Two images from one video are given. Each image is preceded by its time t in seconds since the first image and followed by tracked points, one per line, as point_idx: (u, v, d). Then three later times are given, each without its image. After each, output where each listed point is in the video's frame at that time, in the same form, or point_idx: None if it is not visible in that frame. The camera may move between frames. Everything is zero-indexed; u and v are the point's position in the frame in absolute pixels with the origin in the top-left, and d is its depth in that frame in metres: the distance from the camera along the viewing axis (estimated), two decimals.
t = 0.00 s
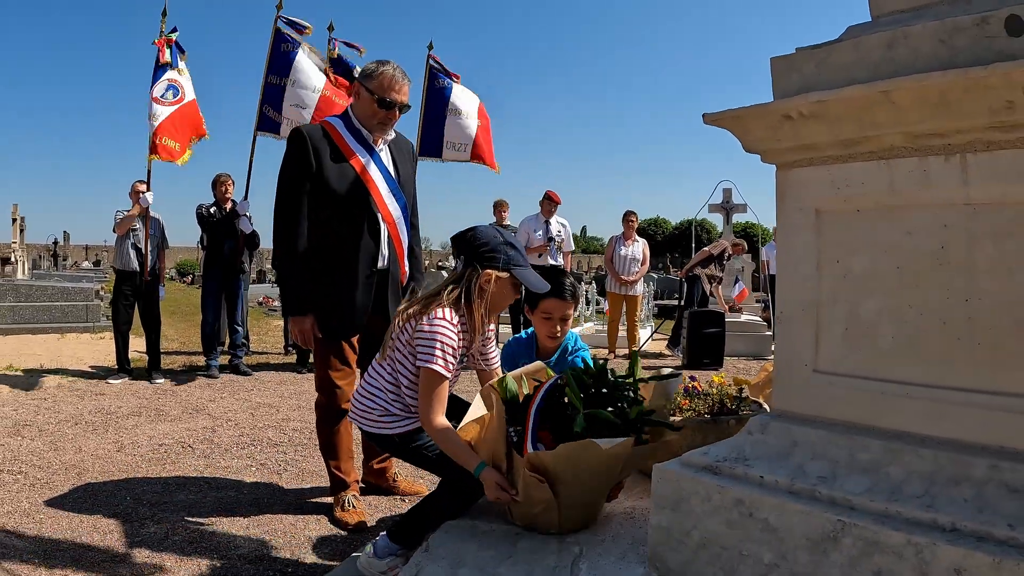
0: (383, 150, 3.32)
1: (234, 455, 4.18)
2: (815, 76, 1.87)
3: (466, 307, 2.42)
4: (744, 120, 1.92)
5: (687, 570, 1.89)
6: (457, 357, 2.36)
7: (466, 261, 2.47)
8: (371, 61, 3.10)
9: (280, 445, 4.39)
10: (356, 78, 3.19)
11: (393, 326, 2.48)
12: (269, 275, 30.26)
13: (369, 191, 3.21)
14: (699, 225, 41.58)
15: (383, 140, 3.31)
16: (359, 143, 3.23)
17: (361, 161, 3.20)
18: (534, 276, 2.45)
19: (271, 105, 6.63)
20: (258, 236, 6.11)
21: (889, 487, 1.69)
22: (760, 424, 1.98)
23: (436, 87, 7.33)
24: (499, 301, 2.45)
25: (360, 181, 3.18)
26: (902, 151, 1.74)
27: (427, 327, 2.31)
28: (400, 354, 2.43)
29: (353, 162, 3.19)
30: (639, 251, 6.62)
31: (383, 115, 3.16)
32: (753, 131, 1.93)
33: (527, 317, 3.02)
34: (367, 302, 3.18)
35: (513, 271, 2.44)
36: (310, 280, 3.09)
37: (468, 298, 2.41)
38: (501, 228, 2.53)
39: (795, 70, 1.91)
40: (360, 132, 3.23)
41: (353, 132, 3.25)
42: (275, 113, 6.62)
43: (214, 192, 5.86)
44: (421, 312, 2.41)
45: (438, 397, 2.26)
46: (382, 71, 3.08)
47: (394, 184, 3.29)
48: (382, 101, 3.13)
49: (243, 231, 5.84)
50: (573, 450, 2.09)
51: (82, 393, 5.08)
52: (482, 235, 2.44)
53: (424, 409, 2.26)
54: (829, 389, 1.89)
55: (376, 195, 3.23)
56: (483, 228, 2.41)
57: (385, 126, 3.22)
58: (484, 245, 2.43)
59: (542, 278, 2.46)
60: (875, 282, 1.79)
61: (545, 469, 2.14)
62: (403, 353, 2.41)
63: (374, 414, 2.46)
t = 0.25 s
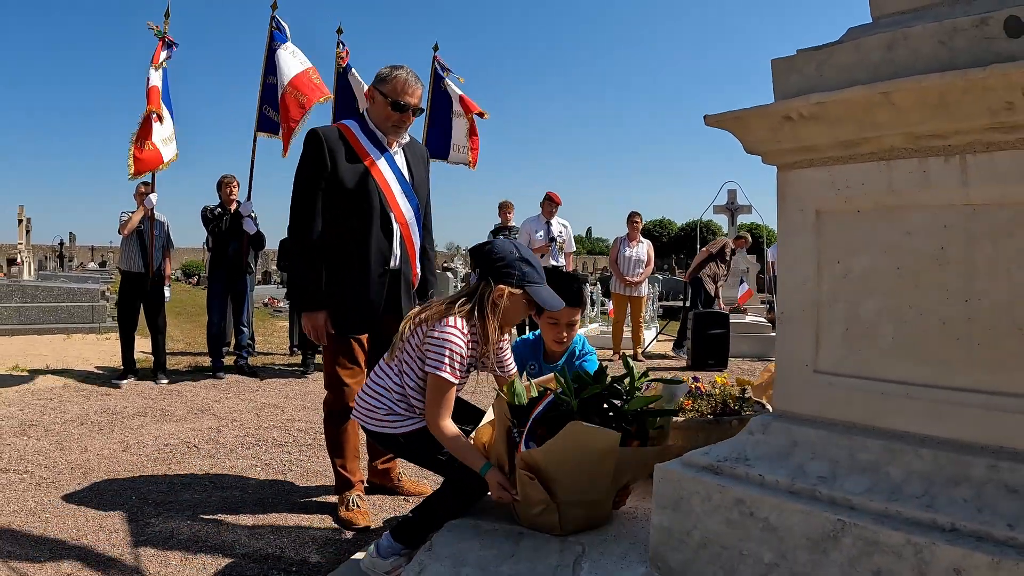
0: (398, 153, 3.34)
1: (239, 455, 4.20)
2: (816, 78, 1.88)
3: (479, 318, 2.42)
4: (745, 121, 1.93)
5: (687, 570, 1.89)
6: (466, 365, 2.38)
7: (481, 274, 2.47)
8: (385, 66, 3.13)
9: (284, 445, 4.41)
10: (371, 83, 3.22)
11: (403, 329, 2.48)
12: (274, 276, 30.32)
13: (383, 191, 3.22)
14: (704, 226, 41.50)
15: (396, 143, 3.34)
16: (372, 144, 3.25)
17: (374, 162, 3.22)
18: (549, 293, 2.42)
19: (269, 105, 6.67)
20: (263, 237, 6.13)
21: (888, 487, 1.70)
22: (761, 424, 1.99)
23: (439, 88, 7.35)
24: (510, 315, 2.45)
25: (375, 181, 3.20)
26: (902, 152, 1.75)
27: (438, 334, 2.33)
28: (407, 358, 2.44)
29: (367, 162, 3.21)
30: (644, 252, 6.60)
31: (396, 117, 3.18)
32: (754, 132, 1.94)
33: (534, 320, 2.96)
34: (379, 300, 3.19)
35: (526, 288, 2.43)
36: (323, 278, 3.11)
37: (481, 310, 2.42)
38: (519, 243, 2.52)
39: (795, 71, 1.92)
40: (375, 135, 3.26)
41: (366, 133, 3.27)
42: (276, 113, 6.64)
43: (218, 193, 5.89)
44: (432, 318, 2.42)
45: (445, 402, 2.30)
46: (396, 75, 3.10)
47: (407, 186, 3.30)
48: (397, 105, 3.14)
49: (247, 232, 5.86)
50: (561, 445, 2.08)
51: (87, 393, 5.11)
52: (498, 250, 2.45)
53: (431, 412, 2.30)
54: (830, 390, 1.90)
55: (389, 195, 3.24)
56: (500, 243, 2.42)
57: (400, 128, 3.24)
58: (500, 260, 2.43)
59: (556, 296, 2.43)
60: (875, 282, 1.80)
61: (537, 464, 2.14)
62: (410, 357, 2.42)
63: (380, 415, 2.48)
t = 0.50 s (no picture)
0: (414, 158, 3.36)
1: (243, 456, 4.21)
2: (818, 79, 1.88)
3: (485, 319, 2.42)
4: (748, 123, 1.94)
5: (690, 572, 1.89)
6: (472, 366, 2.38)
7: (489, 276, 2.46)
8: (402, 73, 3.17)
9: (289, 447, 4.42)
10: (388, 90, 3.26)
11: (410, 329, 2.49)
12: (280, 278, 30.42)
13: (397, 193, 3.23)
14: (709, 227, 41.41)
15: (413, 148, 3.36)
16: (388, 147, 3.27)
17: (390, 165, 3.24)
18: (555, 297, 2.41)
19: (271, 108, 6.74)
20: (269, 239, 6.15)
21: (890, 489, 1.70)
22: (763, 425, 2.00)
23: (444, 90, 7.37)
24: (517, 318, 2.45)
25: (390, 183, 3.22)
26: (904, 154, 1.75)
27: (445, 334, 2.34)
28: (413, 358, 2.45)
29: (382, 164, 3.23)
30: (650, 253, 6.56)
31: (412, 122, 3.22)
32: (757, 134, 1.94)
33: (542, 322, 2.97)
34: (389, 299, 3.22)
35: (533, 291, 2.42)
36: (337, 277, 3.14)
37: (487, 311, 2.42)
38: (528, 246, 2.50)
39: (798, 73, 1.92)
40: (391, 139, 3.28)
41: (382, 135, 3.29)
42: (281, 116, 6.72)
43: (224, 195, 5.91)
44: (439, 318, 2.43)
45: (451, 402, 2.30)
46: (410, 81, 3.15)
47: (422, 189, 3.31)
48: (411, 110, 3.19)
49: (253, 233, 5.87)
50: (561, 449, 2.09)
51: (93, 394, 5.13)
52: (507, 252, 2.44)
53: (437, 413, 2.30)
54: (832, 391, 1.90)
55: (403, 198, 3.26)
56: (508, 245, 2.40)
57: (414, 134, 3.29)
58: (507, 262, 2.42)
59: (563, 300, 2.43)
60: (877, 284, 1.80)
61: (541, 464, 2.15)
62: (416, 357, 2.44)
63: (385, 416, 2.48)
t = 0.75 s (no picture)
0: (423, 160, 3.36)
1: (248, 456, 4.22)
2: (821, 80, 1.88)
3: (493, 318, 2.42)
4: (751, 125, 1.94)
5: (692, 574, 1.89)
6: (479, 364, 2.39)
7: (499, 277, 2.46)
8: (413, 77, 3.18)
9: (294, 447, 4.43)
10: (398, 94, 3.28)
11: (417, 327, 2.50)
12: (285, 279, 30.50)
13: (407, 194, 3.24)
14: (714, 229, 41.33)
15: (423, 151, 3.36)
16: (398, 148, 3.28)
17: (400, 166, 3.25)
18: (563, 299, 2.47)
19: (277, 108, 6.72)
20: (274, 240, 6.17)
21: (893, 491, 1.70)
22: (766, 427, 2.00)
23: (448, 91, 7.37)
24: (525, 319, 2.45)
25: (399, 183, 3.23)
26: (907, 155, 1.75)
27: (454, 331, 2.34)
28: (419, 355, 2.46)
29: (392, 165, 3.24)
30: (654, 255, 6.55)
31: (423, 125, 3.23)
32: (760, 136, 1.94)
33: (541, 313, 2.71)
34: (397, 298, 3.23)
35: (543, 292, 2.44)
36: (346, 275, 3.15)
37: (496, 310, 2.42)
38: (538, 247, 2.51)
39: (801, 74, 1.92)
40: (402, 141, 3.29)
41: (393, 137, 3.30)
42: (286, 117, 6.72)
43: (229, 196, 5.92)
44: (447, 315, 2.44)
45: (457, 399, 2.31)
46: (421, 84, 3.16)
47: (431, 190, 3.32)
48: (422, 113, 3.19)
49: (258, 235, 5.92)
50: (566, 444, 2.09)
51: (98, 395, 5.14)
52: (517, 252, 2.44)
53: (442, 410, 2.31)
54: (835, 393, 1.90)
55: (413, 199, 3.27)
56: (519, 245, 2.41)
57: (424, 136, 3.28)
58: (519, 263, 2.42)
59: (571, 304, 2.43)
60: (880, 286, 1.80)
61: (545, 460, 2.14)
62: (422, 354, 2.44)
63: (391, 414, 2.48)
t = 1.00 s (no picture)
0: (430, 164, 3.36)
1: (252, 457, 4.22)
2: (824, 83, 1.87)
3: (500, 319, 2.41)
4: (753, 128, 1.93)
5: None
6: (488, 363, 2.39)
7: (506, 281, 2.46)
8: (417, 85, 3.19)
9: (298, 448, 4.43)
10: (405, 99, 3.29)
11: (424, 326, 2.50)
12: (291, 280, 30.58)
13: (414, 197, 3.25)
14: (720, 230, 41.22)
15: (430, 155, 3.36)
16: (404, 152, 3.29)
17: (407, 169, 3.26)
18: (569, 302, 2.43)
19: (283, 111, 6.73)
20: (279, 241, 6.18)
21: (894, 496, 1.69)
22: (768, 430, 2.00)
23: (449, 92, 7.37)
24: (531, 322, 2.43)
25: (406, 186, 3.23)
26: (910, 158, 1.74)
27: (463, 328, 2.34)
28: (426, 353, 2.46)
29: (399, 169, 3.25)
30: (659, 257, 6.52)
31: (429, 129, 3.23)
32: (763, 139, 1.94)
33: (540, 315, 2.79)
34: (403, 298, 3.24)
35: (549, 295, 2.42)
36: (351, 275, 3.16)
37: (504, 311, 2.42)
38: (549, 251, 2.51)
39: (804, 77, 1.91)
40: (409, 145, 3.30)
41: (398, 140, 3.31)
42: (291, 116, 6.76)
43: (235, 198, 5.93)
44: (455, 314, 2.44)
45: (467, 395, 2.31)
46: (428, 89, 3.16)
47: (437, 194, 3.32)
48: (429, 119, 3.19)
49: (262, 236, 5.92)
50: (564, 444, 2.08)
51: (104, 395, 5.16)
52: (525, 254, 2.44)
53: (449, 407, 2.30)
54: (837, 396, 1.89)
55: (419, 201, 3.27)
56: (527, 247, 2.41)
57: (432, 142, 3.29)
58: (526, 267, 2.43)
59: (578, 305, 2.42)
60: (882, 289, 1.79)
61: (542, 459, 2.13)
62: (428, 352, 2.44)
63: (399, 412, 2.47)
